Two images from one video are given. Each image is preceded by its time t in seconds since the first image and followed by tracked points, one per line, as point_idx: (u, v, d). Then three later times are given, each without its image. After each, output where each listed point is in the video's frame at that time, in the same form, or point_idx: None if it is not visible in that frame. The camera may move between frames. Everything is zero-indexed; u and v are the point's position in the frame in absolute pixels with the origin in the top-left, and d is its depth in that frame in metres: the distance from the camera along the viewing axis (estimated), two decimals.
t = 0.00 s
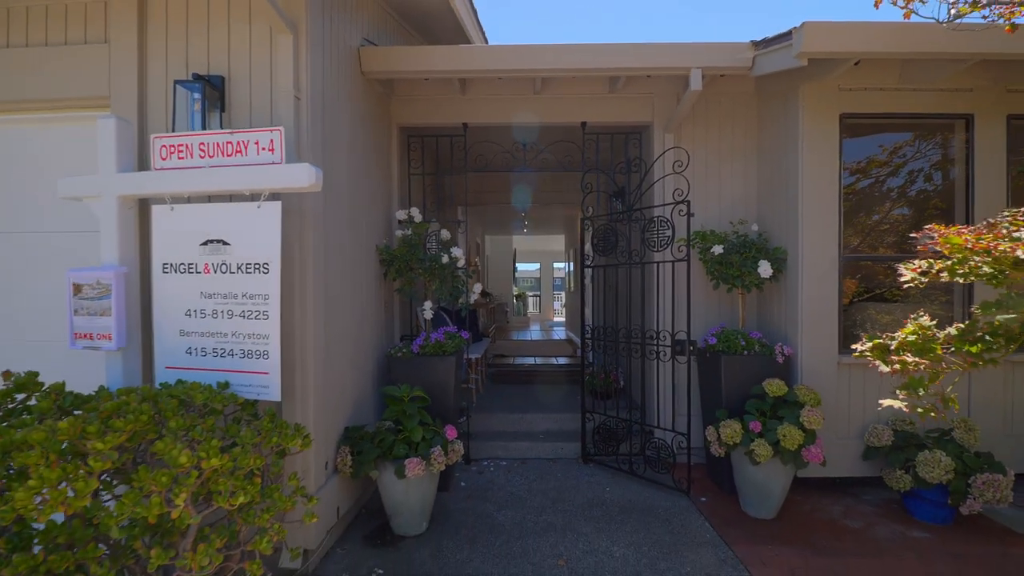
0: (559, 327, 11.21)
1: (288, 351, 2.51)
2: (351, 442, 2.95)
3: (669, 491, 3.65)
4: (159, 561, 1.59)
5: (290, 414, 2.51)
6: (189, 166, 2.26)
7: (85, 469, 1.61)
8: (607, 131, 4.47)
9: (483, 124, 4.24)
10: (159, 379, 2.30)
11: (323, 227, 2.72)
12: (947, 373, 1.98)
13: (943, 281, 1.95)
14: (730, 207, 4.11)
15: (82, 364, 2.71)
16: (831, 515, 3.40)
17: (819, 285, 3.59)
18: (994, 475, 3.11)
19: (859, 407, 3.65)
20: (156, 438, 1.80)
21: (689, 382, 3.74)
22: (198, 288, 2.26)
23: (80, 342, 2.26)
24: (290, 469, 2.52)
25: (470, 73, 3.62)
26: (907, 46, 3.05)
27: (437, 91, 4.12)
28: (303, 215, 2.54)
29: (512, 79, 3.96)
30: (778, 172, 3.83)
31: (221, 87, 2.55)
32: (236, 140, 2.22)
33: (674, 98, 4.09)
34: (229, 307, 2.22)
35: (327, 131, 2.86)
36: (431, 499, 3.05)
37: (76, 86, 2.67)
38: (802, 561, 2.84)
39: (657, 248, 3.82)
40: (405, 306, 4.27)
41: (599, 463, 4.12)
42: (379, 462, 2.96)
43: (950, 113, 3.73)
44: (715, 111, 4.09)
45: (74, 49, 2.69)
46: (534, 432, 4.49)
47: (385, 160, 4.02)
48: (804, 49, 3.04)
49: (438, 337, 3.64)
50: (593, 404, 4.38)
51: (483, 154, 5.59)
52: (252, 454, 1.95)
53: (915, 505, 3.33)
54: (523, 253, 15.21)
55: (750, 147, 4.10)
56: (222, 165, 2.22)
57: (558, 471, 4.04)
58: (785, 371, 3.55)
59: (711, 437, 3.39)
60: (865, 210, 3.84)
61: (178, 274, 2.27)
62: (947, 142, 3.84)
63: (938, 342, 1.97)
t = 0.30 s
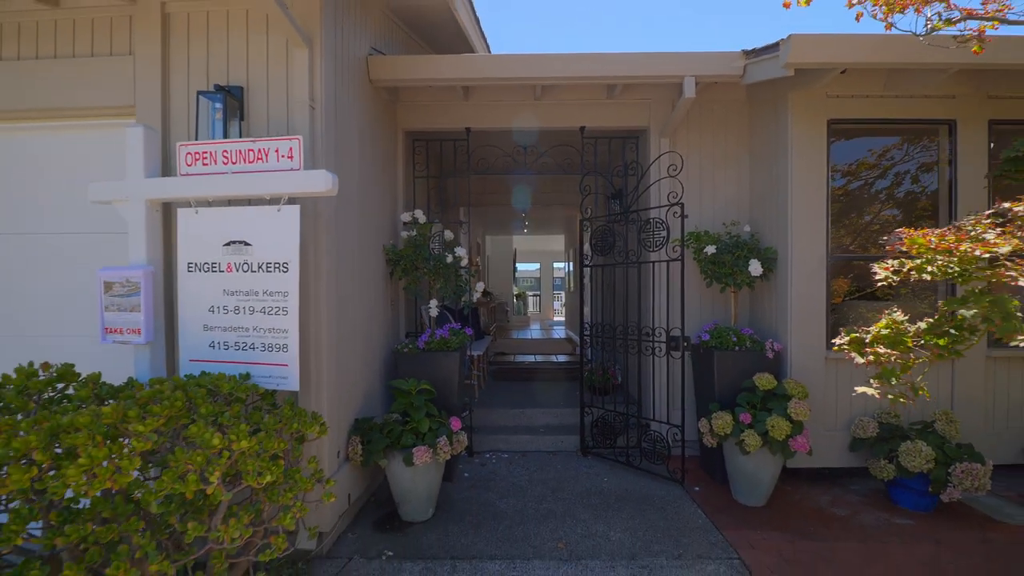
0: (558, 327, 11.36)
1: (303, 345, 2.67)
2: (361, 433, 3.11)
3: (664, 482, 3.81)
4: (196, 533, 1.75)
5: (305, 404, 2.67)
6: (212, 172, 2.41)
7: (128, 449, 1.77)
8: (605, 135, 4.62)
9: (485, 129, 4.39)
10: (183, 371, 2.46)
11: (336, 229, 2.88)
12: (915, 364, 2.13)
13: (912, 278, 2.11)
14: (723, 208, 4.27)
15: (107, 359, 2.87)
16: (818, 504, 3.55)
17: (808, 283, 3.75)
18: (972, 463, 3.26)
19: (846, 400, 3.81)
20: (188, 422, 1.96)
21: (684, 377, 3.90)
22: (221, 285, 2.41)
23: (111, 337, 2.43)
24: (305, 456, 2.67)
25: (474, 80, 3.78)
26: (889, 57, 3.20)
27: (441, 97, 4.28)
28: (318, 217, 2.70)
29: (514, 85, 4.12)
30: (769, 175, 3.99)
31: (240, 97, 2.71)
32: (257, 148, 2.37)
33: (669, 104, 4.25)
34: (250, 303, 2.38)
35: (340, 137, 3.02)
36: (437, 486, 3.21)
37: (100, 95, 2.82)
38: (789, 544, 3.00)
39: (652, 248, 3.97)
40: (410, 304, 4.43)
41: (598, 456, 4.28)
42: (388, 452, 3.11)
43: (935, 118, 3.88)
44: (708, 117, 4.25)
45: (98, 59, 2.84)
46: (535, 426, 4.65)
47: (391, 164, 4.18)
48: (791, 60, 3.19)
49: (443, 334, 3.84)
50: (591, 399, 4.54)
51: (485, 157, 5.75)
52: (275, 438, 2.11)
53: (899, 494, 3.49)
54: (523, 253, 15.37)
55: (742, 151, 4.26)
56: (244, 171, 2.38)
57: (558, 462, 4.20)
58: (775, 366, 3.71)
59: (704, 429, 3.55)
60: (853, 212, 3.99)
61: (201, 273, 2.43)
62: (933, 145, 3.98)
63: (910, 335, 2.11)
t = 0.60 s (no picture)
0: (559, 326, 11.52)
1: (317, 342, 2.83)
2: (370, 426, 3.27)
3: (660, 474, 3.97)
4: (227, 513, 1.92)
5: (320, 398, 2.84)
6: (233, 180, 2.57)
7: (164, 437, 1.93)
8: (604, 141, 4.79)
9: (488, 135, 4.55)
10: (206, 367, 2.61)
11: (347, 232, 3.04)
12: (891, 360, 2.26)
13: (886, 281, 2.26)
14: (717, 212, 4.43)
15: (133, 355, 3.04)
16: (807, 495, 3.72)
17: (799, 284, 3.91)
18: (953, 456, 3.41)
19: (835, 396, 3.98)
20: (217, 413, 2.11)
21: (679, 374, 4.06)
22: (242, 286, 2.57)
23: (139, 334, 2.60)
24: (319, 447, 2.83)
25: (478, 90, 3.94)
26: (873, 69, 3.36)
27: (445, 104, 4.45)
28: (332, 222, 2.86)
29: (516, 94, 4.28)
30: (761, 179, 4.15)
31: (258, 109, 2.87)
32: (277, 158, 2.53)
33: (665, 111, 4.41)
34: (270, 303, 2.54)
35: (351, 146, 3.18)
36: (443, 477, 3.37)
37: (127, 106, 2.99)
38: (778, 532, 3.16)
39: (649, 250, 4.14)
40: (415, 304, 4.59)
41: (596, 450, 4.44)
42: (396, 444, 3.27)
43: (920, 125, 4.04)
44: (703, 124, 4.40)
45: (125, 73, 3.01)
46: (535, 422, 4.81)
47: (397, 169, 4.34)
48: (780, 72, 3.35)
49: (448, 332, 3.99)
50: (590, 396, 4.70)
51: (487, 161, 5.92)
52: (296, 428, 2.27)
53: (884, 485, 3.65)
54: (523, 254, 15.54)
55: (736, 156, 4.42)
56: (264, 179, 2.54)
57: (558, 457, 4.36)
58: (766, 363, 3.87)
59: (697, 423, 3.72)
60: (841, 215, 4.16)
61: (223, 275, 2.59)
62: (919, 151, 4.14)
63: (884, 333, 2.25)
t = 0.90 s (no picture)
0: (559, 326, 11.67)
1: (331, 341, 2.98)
2: (380, 421, 3.42)
3: (657, 468, 4.12)
4: (255, 497, 2.08)
5: (333, 393, 2.99)
6: (252, 188, 2.71)
7: (196, 428, 2.08)
8: (603, 146, 4.93)
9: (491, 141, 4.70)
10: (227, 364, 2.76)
11: (358, 236, 3.19)
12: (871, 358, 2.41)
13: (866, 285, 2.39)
14: (713, 215, 4.58)
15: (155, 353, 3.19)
16: (798, 488, 3.87)
17: (791, 285, 4.06)
18: (937, 450, 3.57)
19: (825, 393, 4.13)
20: (242, 406, 2.26)
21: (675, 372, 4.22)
22: (261, 288, 2.72)
23: (164, 333, 2.75)
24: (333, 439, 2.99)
25: (482, 98, 4.09)
26: (861, 80, 3.51)
27: (449, 111, 4.60)
28: (345, 227, 3.01)
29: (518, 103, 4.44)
30: (755, 184, 4.30)
31: (274, 119, 3.02)
32: (294, 167, 2.68)
33: (663, 118, 4.56)
34: (288, 303, 2.69)
35: (362, 154, 3.33)
36: (449, 470, 3.52)
37: (148, 116, 3.14)
38: (769, 523, 3.31)
39: (646, 253, 4.29)
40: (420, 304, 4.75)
41: (596, 446, 4.58)
42: (404, 438, 3.42)
43: (908, 132, 4.19)
44: (699, 130, 4.56)
45: (147, 83, 3.16)
46: (537, 419, 4.96)
47: (403, 174, 4.49)
48: (771, 83, 3.50)
49: (453, 331, 4.15)
50: (590, 393, 4.85)
51: (490, 165, 6.07)
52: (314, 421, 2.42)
53: (872, 479, 3.79)
54: (523, 254, 15.69)
55: (731, 162, 4.58)
56: (281, 187, 2.68)
57: (558, 452, 4.51)
58: (759, 361, 4.02)
59: (692, 419, 3.87)
60: (832, 219, 4.30)
61: (244, 277, 2.74)
62: (908, 157, 4.28)
63: (864, 333, 2.38)
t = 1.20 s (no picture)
0: (559, 325, 11.82)
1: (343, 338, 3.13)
2: (388, 415, 3.58)
3: (654, 462, 4.27)
4: (277, 482, 2.23)
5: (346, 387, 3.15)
6: (268, 192, 2.85)
7: (222, 418, 2.24)
8: (602, 150, 5.08)
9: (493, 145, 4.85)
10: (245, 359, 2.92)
11: (368, 239, 3.34)
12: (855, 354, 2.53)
13: (848, 286, 2.52)
14: (708, 217, 4.73)
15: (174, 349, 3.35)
16: (790, 480, 4.02)
17: (783, 285, 4.21)
18: (922, 443, 3.73)
19: (816, 389, 4.28)
20: (264, 398, 2.42)
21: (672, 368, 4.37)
22: (279, 287, 2.88)
23: (184, 330, 2.89)
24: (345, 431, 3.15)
25: (485, 104, 4.23)
26: (849, 88, 3.66)
27: (453, 116, 4.74)
28: (356, 230, 3.17)
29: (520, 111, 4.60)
30: (749, 187, 4.45)
31: (288, 126, 3.16)
32: (308, 173, 2.82)
33: (660, 123, 4.71)
34: (304, 302, 2.85)
35: (371, 159, 3.49)
36: (454, 462, 3.67)
37: (167, 123, 3.29)
38: (760, 512, 3.47)
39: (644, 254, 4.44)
40: (425, 304, 4.90)
41: (595, 441, 4.73)
42: (412, 431, 3.58)
43: (897, 137, 4.33)
44: (695, 135, 4.70)
45: (166, 92, 3.31)
46: (538, 415, 5.10)
47: (408, 177, 4.64)
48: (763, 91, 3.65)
49: (457, 329, 4.29)
50: (590, 390, 5.00)
51: (491, 168, 6.23)
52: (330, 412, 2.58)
53: (862, 471, 3.94)
54: (523, 254, 15.83)
55: (726, 165, 4.73)
56: (296, 192, 2.83)
57: (559, 447, 4.65)
58: (752, 358, 4.18)
59: (688, 414, 4.03)
60: (824, 221, 4.45)
61: (261, 277, 2.90)
62: (898, 160, 4.42)
63: (848, 330, 2.51)
